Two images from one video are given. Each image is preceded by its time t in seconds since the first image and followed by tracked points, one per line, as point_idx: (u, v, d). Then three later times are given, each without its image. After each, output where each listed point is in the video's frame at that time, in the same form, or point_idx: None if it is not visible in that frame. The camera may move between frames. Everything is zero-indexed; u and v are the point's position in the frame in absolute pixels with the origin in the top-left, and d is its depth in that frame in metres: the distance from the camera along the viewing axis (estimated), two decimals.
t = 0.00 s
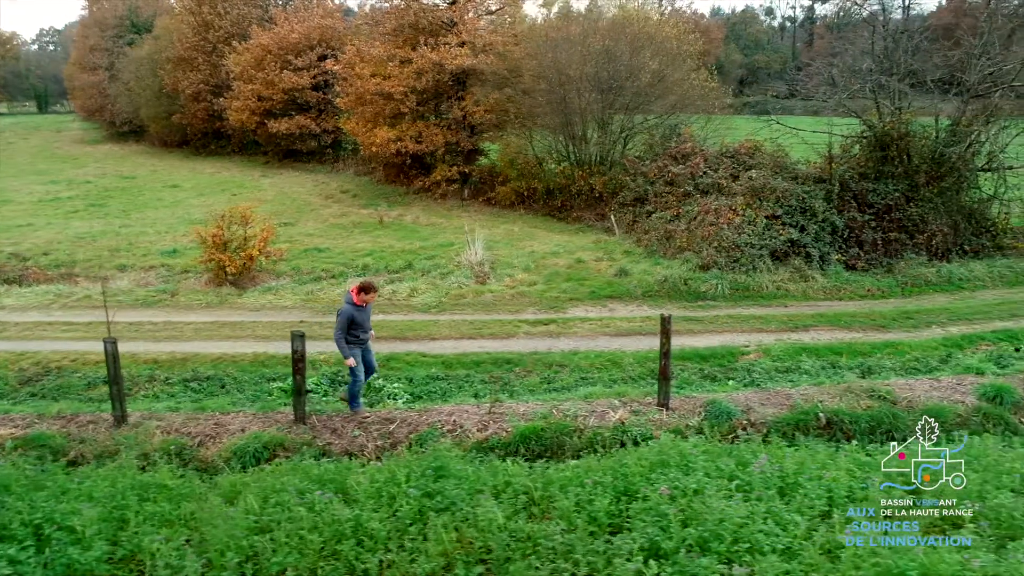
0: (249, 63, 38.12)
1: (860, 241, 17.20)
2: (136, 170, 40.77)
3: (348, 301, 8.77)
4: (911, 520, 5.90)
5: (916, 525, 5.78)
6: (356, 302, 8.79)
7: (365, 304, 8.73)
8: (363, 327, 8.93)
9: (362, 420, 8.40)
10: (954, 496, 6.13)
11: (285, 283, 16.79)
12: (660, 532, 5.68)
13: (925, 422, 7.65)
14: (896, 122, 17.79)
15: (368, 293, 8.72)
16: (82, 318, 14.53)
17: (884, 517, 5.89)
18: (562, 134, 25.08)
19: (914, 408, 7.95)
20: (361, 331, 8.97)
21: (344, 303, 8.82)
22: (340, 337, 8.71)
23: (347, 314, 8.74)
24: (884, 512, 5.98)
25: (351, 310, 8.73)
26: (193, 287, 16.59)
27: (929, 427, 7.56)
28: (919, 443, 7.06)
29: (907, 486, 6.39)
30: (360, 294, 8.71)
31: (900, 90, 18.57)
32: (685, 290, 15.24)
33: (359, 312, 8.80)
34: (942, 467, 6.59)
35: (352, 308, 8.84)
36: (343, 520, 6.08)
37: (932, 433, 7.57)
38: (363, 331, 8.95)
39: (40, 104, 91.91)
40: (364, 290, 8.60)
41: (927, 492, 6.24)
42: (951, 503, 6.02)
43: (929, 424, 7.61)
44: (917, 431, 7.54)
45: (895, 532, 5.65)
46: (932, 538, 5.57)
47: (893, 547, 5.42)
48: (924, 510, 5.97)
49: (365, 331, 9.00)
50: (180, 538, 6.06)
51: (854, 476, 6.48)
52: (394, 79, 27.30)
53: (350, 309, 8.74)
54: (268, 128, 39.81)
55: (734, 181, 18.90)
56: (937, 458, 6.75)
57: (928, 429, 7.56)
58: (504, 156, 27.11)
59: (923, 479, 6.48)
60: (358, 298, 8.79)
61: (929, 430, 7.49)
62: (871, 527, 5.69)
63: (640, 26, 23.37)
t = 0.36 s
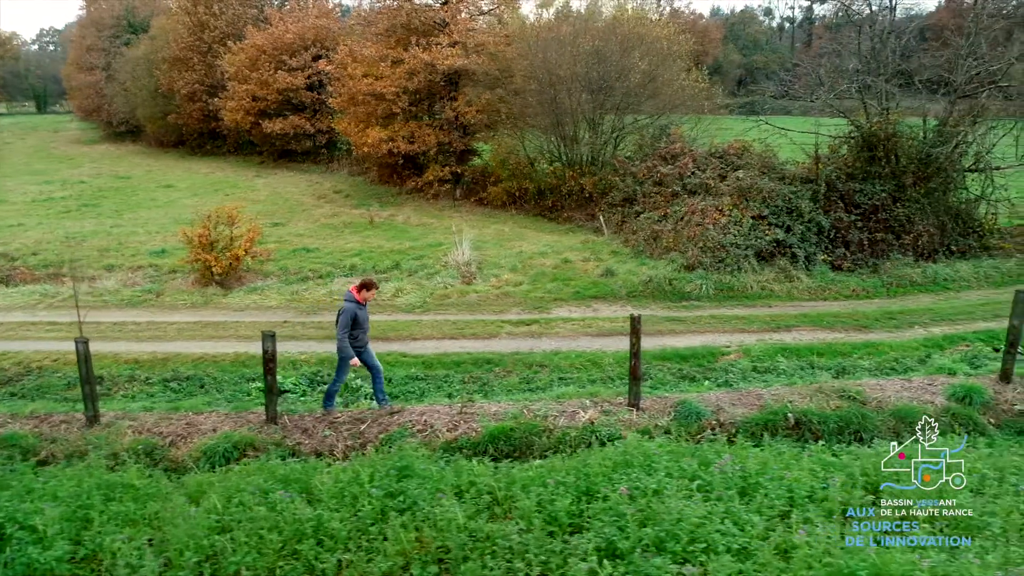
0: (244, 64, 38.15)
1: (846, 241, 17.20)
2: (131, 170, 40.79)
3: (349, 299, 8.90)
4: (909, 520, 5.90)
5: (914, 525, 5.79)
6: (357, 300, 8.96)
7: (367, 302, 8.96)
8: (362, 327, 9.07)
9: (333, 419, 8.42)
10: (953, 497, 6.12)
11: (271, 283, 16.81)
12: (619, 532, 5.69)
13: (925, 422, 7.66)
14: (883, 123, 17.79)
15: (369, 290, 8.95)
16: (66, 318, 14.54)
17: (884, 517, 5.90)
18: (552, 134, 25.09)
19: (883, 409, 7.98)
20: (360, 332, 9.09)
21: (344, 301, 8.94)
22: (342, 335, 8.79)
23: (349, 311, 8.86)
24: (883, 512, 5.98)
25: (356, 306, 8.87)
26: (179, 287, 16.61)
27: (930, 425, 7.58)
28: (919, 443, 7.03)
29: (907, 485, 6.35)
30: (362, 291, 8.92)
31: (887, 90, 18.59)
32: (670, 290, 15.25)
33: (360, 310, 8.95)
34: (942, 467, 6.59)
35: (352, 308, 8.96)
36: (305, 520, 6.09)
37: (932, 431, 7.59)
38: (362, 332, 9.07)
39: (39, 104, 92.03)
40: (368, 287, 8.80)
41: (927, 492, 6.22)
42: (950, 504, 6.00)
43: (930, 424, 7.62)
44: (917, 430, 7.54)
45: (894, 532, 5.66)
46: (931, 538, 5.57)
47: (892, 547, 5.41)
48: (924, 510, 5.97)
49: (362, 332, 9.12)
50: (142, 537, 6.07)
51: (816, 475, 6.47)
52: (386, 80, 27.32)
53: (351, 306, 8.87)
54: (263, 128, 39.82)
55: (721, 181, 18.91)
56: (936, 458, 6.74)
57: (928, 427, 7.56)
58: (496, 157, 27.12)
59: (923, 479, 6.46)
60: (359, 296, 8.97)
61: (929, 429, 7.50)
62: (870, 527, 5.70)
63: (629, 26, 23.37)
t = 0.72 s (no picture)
0: (239, 64, 38.17)
1: (832, 241, 17.22)
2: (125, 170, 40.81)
3: (353, 291, 8.83)
4: (909, 519, 5.88)
5: (914, 524, 5.77)
6: (362, 292, 8.85)
7: (372, 295, 8.86)
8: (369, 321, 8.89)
9: (307, 419, 8.44)
10: (953, 497, 6.14)
11: (258, 283, 16.84)
12: (580, 531, 5.71)
13: (926, 422, 7.70)
14: (870, 123, 17.81)
15: (373, 282, 8.82)
16: (51, 318, 14.55)
17: (883, 517, 5.90)
18: (543, 134, 25.09)
19: (854, 408, 7.98)
20: (366, 326, 8.92)
21: (348, 294, 8.87)
22: (344, 325, 8.64)
23: (352, 302, 8.74)
24: (884, 511, 5.97)
25: (360, 298, 8.76)
26: (166, 287, 16.64)
27: (931, 426, 7.62)
28: (919, 443, 7.09)
29: (906, 484, 6.41)
30: (366, 283, 8.84)
31: (875, 91, 18.62)
32: (655, 290, 15.27)
33: (364, 302, 8.82)
34: (942, 467, 6.64)
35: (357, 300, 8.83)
36: (269, 519, 6.11)
37: (932, 431, 7.65)
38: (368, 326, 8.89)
39: (38, 104, 92.13)
40: (370, 277, 8.68)
41: (926, 491, 6.26)
42: (951, 504, 6.00)
43: (930, 424, 7.66)
44: (918, 430, 7.57)
45: (894, 532, 5.67)
46: (930, 538, 5.58)
47: (893, 548, 5.43)
48: (923, 509, 5.97)
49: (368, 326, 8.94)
50: (106, 535, 6.08)
51: (780, 475, 6.49)
52: (378, 80, 27.33)
53: (355, 297, 8.77)
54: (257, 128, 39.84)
55: (709, 181, 18.93)
56: (936, 458, 6.81)
57: (929, 427, 7.61)
58: (488, 157, 27.14)
59: (923, 479, 6.53)
60: (364, 289, 8.88)
61: (930, 429, 7.54)
62: (870, 527, 5.73)
63: (619, 26, 23.36)
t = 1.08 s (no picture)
0: (234, 64, 38.22)
1: (820, 241, 17.25)
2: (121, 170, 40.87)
3: (360, 294, 8.89)
4: (911, 519, 5.82)
5: (915, 524, 5.72)
6: (368, 294, 8.91)
7: (380, 298, 8.91)
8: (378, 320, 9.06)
9: (283, 418, 8.49)
10: (954, 498, 6.08)
11: (246, 283, 16.89)
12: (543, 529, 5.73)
13: (926, 422, 7.72)
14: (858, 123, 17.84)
15: (379, 286, 8.85)
16: (39, 318, 14.60)
17: (884, 517, 5.82)
18: (535, 134, 25.13)
19: (826, 408, 8.04)
20: (376, 324, 9.10)
21: (356, 296, 8.95)
22: (356, 331, 8.83)
23: (361, 307, 8.86)
24: (884, 511, 5.89)
25: (367, 302, 8.85)
26: (155, 287, 16.68)
27: (931, 425, 7.64)
28: (919, 443, 7.02)
29: (905, 485, 6.34)
30: (372, 286, 8.86)
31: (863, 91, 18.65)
32: (641, 289, 15.31)
33: (372, 304, 8.92)
34: (942, 467, 6.55)
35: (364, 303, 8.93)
36: (236, 517, 6.15)
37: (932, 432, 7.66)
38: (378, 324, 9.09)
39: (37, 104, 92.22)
40: (376, 284, 8.69)
41: (926, 492, 6.20)
42: (951, 504, 5.96)
43: (930, 425, 7.66)
44: (918, 431, 7.52)
45: (894, 532, 5.62)
46: (931, 538, 5.54)
47: (891, 547, 5.39)
48: (923, 510, 5.91)
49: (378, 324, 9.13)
50: (73, 533, 6.12)
51: (745, 473, 6.53)
52: (371, 80, 27.37)
53: (363, 302, 8.86)
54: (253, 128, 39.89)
55: (698, 182, 18.97)
56: (936, 458, 6.72)
57: (929, 427, 7.62)
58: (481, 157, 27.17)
59: (922, 479, 6.46)
60: (370, 291, 8.93)
61: (929, 429, 7.53)
62: (870, 527, 5.67)
63: (610, 27, 23.39)
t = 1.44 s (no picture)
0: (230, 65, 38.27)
1: (808, 241, 17.31)
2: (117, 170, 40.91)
3: (361, 291, 9.15)
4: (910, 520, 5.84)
5: (914, 524, 5.75)
6: (369, 291, 9.19)
7: (381, 296, 9.17)
8: (377, 318, 9.31)
9: (261, 417, 8.54)
10: (955, 499, 6.09)
11: (235, 283, 16.94)
12: (510, 526, 5.77)
13: (925, 423, 7.80)
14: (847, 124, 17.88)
15: (382, 285, 9.13)
16: (27, 318, 14.63)
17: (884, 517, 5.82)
18: (528, 135, 25.18)
19: (800, 407, 8.09)
20: (375, 321, 9.34)
21: (358, 292, 9.22)
22: (356, 325, 9.06)
23: (361, 303, 9.12)
24: (884, 511, 5.90)
25: (368, 299, 9.11)
26: (144, 287, 16.72)
27: (931, 426, 7.70)
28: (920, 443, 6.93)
29: (906, 486, 6.30)
30: (375, 284, 9.14)
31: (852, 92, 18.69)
32: (628, 289, 15.36)
33: (372, 302, 9.19)
34: (942, 467, 6.47)
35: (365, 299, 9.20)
36: (205, 515, 6.18)
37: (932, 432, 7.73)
38: (377, 322, 9.33)
39: (36, 105, 92.26)
40: (381, 282, 8.97)
41: (926, 492, 6.17)
42: (950, 505, 5.99)
43: (930, 425, 7.72)
44: (918, 431, 7.46)
45: (894, 532, 5.63)
46: (931, 539, 5.59)
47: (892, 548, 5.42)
48: (924, 510, 5.91)
49: (376, 322, 9.37)
50: (43, 531, 6.15)
51: (713, 472, 6.58)
52: (364, 80, 27.41)
53: (364, 298, 9.13)
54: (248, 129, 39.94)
55: (687, 182, 19.02)
56: (936, 458, 6.63)
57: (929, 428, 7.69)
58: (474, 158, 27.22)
59: (922, 479, 6.39)
60: (373, 288, 9.22)
61: (929, 429, 7.58)
62: (870, 527, 5.67)
63: (602, 27, 23.40)
